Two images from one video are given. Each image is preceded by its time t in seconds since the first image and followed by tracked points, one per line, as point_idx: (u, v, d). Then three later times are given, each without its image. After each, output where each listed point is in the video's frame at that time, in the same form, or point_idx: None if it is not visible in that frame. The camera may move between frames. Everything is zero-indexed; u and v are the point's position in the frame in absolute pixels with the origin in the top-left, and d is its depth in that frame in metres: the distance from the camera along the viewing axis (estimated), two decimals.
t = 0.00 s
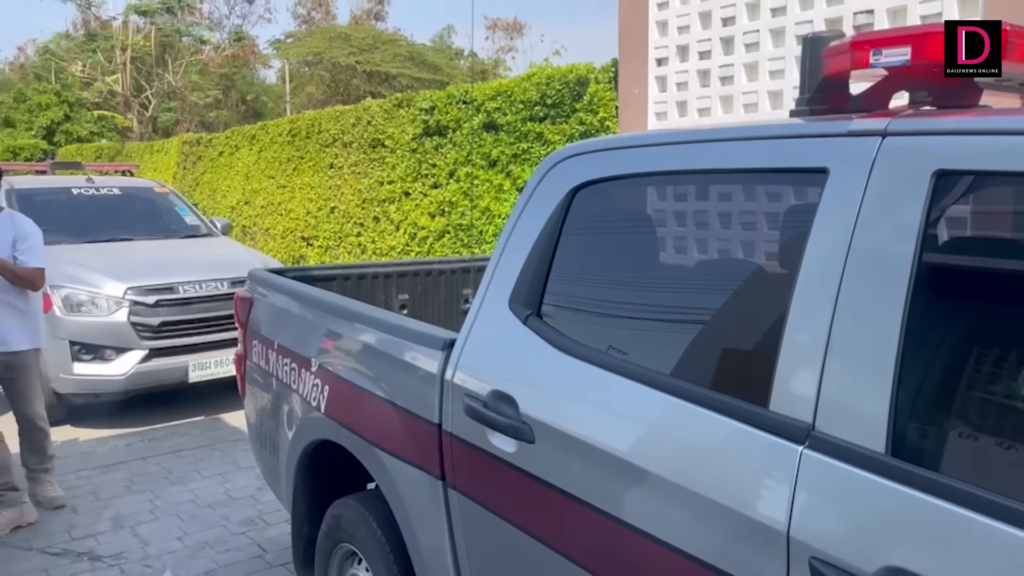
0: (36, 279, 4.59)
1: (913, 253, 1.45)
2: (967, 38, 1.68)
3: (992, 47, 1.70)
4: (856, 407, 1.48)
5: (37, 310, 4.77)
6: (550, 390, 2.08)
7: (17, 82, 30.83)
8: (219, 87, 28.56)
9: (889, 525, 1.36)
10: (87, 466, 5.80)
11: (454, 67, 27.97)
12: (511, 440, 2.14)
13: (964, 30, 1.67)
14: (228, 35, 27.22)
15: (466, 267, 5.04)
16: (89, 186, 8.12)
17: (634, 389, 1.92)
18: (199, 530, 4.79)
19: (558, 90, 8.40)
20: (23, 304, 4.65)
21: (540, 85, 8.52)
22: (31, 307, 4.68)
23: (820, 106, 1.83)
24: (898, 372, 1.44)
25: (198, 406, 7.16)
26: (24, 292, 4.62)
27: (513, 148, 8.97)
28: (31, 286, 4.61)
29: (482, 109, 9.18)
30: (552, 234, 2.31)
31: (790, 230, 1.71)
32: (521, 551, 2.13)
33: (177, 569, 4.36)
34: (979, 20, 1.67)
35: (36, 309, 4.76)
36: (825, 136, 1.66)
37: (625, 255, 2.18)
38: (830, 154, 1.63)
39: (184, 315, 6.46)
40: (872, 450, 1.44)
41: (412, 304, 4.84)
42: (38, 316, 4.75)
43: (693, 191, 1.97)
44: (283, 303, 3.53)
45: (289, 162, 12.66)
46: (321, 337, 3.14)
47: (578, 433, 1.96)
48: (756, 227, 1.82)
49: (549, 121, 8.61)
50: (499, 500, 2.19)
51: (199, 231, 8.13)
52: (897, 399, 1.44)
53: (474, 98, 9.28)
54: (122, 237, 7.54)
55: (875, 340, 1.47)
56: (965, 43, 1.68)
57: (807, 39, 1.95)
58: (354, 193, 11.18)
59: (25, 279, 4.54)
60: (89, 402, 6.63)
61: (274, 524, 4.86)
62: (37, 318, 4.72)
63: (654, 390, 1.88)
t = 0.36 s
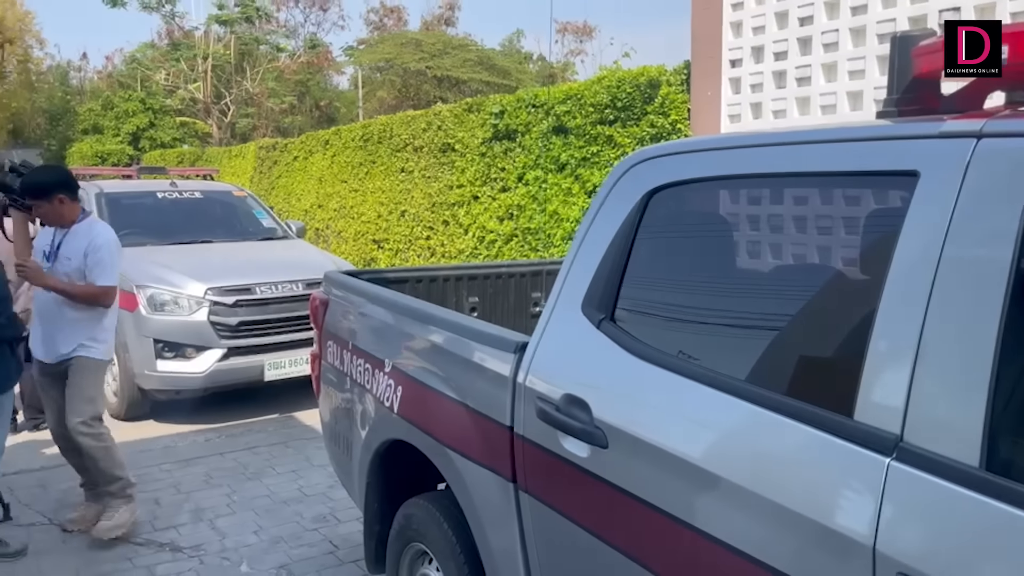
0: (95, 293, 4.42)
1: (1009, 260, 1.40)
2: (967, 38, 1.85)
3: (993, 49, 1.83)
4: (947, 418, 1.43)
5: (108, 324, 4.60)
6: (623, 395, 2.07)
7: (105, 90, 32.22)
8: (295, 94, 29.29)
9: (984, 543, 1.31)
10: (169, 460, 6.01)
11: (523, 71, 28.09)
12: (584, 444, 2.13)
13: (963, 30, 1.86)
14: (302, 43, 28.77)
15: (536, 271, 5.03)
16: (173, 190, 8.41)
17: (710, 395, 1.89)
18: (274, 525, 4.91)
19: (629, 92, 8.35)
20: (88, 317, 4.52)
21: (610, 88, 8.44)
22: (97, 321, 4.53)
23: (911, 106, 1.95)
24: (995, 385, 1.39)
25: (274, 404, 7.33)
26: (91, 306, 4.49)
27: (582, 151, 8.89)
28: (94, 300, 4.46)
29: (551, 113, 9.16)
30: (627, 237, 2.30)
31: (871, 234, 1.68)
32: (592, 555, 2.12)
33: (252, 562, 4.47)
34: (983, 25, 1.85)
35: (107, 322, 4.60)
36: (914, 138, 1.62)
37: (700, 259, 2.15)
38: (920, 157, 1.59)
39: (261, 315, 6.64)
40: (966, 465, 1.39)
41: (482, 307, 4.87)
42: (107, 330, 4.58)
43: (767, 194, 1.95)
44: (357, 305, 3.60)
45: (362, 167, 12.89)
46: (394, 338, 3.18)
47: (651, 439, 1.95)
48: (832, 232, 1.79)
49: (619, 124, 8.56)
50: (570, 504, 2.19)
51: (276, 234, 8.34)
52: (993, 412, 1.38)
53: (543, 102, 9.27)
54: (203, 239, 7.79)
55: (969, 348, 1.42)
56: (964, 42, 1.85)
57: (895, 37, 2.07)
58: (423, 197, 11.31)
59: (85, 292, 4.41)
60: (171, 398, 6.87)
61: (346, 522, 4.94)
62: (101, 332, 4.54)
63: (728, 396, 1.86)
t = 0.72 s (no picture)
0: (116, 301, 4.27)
1: None
2: (967, 39, 2.26)
3: (992, 50, 2.20)
4: None
5: (146, 333, 4.41)
6: (685, 400, 2.05)
7: (174, 97, 33.21)
8: (354, 99, 29.73)
9: None
10: (232, 457, 6.15)
11: (580, 75, 28.08)
12: (647, 450, 2.12)
13: (964, 31, 2.27)
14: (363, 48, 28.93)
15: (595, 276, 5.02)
16: (238, 194, 8.61)
17: (775, 403, 1.87)
18: (334, 523, 4.98)
19: (688, 96, 8.27)
20: (128, 326, 4.41)
21: (670, 91, 8.40)
22: (135, 330, 4.40)
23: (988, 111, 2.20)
24: None
25: (334, 405, 7.45)
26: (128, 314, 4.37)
27: (641, 155, 8.83)
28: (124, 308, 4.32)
29: (609, 116, 9.13)
30: (690, 243, 2.28)
31: (946, 240, 1.66)
32: (652, 561, 2.11)
33: (312, 559, 4.55)
34: (983, 26, 2.25)
35: (148, 332, 4.41)
36: (993, 142, 1.59)
37: (764, 264, 2.12)
38: (1000, 161, 1.56)
39: (322, 317, 6.75)
40: None
41: (540, 311, 4.85)
42: (146, 339, 4.40)
43: (831, 199, 1.94)
44: (417, 307, 3.64)
45: (420, 171, 13.02)
46: (455, 341, 3.21)
47: (713, 445, 1.93)
48: (901, 236, 1.78)
49: (678, 128, 8.48)
50: (630, 509, 2.19)
51: (336, 237, 8.47)
52: None
53: (601, 105, 9.24)
54: (267, 242, 7.96)
55: None
56: (965, 43, 2.26)
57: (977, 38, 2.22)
58: (480, 201, 11.37)
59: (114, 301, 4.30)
60: (235, 397, 7.03)
61: (404, 522, 4.99)
62: (139, 346, 4.38)
63: (793, 403, 1.84)
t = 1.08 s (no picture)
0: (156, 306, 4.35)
1: None
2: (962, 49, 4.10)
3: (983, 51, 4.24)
4: None
5: (187, 341, 4.46)
6: (734, 407, 2.04)
7: (224, 103, 33.87)
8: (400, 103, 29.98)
9: None
10: (280, 457, 6.24)
11: (624, 78, 27.98)
12: (696, 458, 2.10)
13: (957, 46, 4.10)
14: (408, 54, 29.22)
15: (640, 281, 4.98)
16: (286, 198, 8.74)
17: (826, 410, 1.84)
18: (379, 525, 5.02)
19: (736, 99, 8.19)
20: (173, 331, 4.48)
21: (717, 94, 8.31)
22: (178, 337, 4.46)
23: None
24: None
25: (379, 407, 7.51)
26: (171, 320, 4.45)
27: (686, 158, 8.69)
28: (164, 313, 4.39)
29: (655, 120, 8.99)
30: (742, 249, 2.26)
31: (1006, 246, 1.65)
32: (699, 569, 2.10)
33: (358, 560, 4.59)
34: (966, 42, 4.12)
35: (191, 338, 4.47)
36: None
37: (815, 270, 2.10)
38: None
39: (368, 319, 6.82)
40: None
41: (585, 315, 4.84)
42: (189, 346, 4.46)
43: (883, 205, 1.93)
44: (464, 311, 3.67)
45: (464, 175, 13.08)
46: (501, 345, 3.21)
47: (762, 453, 1.91)
48: (955, 242, 1.76)
49: (725, 131, 8.39)
50: (677, 516, 2.17)
51: (382, 240, 8.55)
52: None
53: (647, 109, 9.19)
54: (314, 246, 8.07)
55: None
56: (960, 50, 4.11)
57: None
58: (524, 205, 11.39)
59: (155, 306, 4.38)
60: (282, 398, 7.13)
61: (448, 525, 5.01)
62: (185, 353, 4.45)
63: (844, 411, 1.81)
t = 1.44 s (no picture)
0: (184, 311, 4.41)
1: None
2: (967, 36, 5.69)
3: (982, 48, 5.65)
4: None
5: (215, 345, 4.48)
6: (769, 413, 2.02)
7: (258, 107, 34.26)
8: (431, 108, 30.11)
9: None
10: (312, 459, 6.28)
11: (655, 82, 27.85)
12: (732, 465, 2.08)
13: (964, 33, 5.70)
14: (439, 58, 29.37)
15: (673, 286, 4.94)
16: (319, 202, 8.81)
17: (864, 417, 1.82)
18: (410, 527, 5.04)
19: (769, 102, 8.13)
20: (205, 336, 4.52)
21: (750, 97, 8.26)
22: (207, 341, 4.50)
23: None
24: None
25: (409, 409, 7.54)
26: (202, 323, 4.49)
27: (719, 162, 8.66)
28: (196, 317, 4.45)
29: (687, 124, 9.09)
30: (778, 255, 2.23)
31: None
32: None
33: (390, 563, 4.61)
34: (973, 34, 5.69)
35: (219, 343, 4.49)
36: None
37: (853, 276, 2.07)
38: None
39: (399, 323, 6.86)
40: None
41: (617, 320, 4.83)
42: (217, 350, 4.48)
43: (920, 210, 1.89)
44: (495, 315, 3.67)
45: (495, 179, 13.10)
46: (533, 350, 3.21)
47: (797, 460, 1.89)
48: (994, 247, 1.75)
49: (758, 135, 8.36)
50: (711, 524, 2.15)
51: (413, 244, 8.59)
52: None
53: (679, 113, 9.22)
54: (346, 249, 8.13)
55: None
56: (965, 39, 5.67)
57: None
58: (554, 208, 11.36)
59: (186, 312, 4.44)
60: (315, 400, 7.19)
61: (478, 528, 5.01)
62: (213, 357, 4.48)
63: (882, 417, 1.79)
